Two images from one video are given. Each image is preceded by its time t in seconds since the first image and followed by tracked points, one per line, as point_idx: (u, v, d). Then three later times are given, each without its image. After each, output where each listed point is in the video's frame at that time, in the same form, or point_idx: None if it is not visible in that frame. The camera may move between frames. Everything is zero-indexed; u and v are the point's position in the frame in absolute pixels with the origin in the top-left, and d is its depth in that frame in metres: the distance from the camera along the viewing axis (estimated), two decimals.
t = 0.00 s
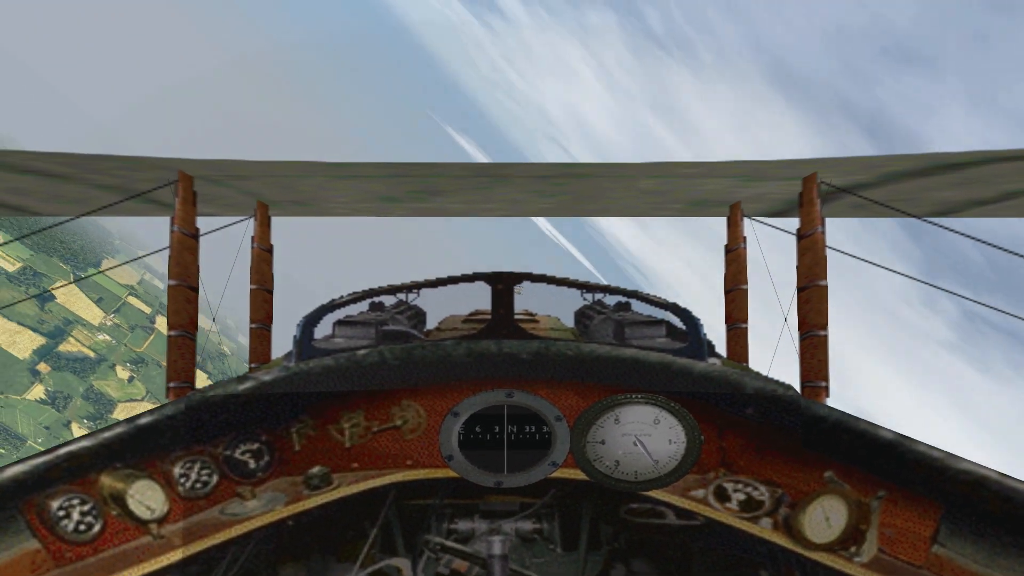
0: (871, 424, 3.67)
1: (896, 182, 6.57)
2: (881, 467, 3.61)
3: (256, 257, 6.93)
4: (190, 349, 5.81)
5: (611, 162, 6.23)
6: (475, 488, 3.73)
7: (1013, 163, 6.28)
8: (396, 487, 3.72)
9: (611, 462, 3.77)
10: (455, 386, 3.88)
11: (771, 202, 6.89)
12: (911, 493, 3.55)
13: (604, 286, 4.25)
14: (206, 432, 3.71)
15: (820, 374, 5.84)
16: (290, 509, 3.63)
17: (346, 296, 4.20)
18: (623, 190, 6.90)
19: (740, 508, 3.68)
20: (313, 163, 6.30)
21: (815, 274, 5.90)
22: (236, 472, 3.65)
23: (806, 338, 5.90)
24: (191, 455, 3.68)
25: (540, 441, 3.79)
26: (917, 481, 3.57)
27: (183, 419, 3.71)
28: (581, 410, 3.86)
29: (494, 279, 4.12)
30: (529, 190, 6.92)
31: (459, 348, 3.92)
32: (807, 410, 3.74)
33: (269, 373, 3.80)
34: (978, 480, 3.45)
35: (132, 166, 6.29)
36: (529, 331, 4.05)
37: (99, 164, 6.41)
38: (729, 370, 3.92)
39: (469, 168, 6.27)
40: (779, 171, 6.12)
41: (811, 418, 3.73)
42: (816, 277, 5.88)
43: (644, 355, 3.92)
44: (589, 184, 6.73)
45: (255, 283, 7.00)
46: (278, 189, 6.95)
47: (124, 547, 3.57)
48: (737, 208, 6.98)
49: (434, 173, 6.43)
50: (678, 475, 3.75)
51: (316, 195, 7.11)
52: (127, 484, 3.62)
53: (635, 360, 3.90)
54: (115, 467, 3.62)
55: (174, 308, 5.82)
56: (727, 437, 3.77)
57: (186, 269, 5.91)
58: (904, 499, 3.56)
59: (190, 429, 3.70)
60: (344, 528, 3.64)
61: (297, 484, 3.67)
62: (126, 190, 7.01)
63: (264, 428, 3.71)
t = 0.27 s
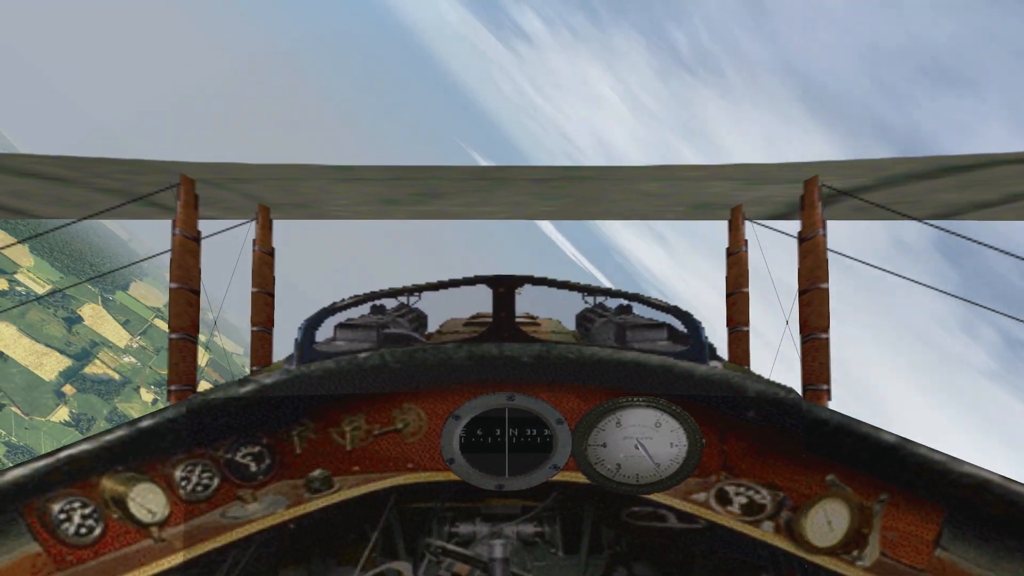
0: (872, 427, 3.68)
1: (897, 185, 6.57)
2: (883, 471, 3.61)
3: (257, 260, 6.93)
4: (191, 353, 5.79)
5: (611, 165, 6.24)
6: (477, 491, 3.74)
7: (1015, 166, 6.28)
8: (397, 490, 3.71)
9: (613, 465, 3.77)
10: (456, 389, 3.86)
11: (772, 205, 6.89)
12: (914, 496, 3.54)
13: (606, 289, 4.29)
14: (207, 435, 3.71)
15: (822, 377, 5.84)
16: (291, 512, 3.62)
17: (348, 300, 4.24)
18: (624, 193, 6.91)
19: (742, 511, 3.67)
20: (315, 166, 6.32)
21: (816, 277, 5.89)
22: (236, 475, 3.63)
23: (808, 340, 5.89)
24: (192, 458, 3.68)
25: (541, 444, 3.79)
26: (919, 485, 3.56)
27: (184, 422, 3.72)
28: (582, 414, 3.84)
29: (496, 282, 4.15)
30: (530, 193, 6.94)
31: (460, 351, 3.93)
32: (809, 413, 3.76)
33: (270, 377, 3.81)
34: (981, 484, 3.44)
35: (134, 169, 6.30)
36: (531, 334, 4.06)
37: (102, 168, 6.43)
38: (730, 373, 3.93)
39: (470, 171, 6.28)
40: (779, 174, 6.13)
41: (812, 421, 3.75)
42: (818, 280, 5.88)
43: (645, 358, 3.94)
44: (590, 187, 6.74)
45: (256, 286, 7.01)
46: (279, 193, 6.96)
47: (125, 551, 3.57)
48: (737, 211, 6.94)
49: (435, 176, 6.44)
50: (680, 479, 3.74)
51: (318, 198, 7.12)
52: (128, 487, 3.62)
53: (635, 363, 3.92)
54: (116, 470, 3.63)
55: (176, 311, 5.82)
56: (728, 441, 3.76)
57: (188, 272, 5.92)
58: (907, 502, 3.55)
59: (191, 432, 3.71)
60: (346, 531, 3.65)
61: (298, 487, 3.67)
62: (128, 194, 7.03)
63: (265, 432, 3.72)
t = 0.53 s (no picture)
0: (874, 429, 3.67)
1: (897, 188, 6.57)
2: (886, 473, 3.60)
3: (258, 262, 6.93)
4: (193, 354, 5.78)
5: (612, 167, 6.24)
6: (478, 493, 3.74)
7: (1016, 168, 6.28)
8: (398, 492, 3.71)
9: (615, 467, 3.75)
10: (457, 391, 3.86)
11: (773, 207, 6.89)
12: (916, 499, 3.54)
13: (608, 292, 4.29)
14: (209, 437, 3.72)
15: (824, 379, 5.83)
16: (292, 514, 3.61)
17: (349, 302, 4.24)
18: (625, 195, 6.91)
19: (744, 514, 3.66)
20: (316, 168, 6.32)
21: (818, 279, 5.90)
22: (238, 477, 3.63)
23: (810, 342, 5.89)
24: (194, 460, 3.68)
25: (543, 446, 3.78)
26: (922, 487, 3.55)
27: (185, 424, 3.72)
28: (583, 415, 3.84)
29: (498, 284, 4.18)
30: (530, 196, 6.93)
31: (461, 353, 3.94)
32: (811, 415, 3.75)
33: (272, 379, 3.82)
34: (984, 486, 3.44)
35: (135, 171, 6.31)
36: (532, 336, 4.07)
37: (103, 170, 6.43)
38: (732, 376, 3.93)
39: (471, 174, 6.28)
40: (780, 176, 6.12)
41: (814, 423, 3.74)
42: (819, 282, 5.89)
43: (646, 360, 3.96)
44: (590, 189, 6.74)
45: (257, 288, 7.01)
46: (280, 195, 6.97)
47: (126, 553, 3.56)
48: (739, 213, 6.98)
49: (435, 178, 6.44)
50: (681, 481, 3.73)
51: (319, 200, 7.12)
52: (129, 489, 3.61)
53: (637, 365, 3.93)
54: (118, 472, 3.62)
55: (177, 313, 5.82)
56: (730, 443, 3.76)
57: (189, 274, 5.92)
58: (909, 505, 3.54)
59: (193, 435, 3.71)
60: (348, 532, 3.67)
61: (300, 489, 3.67)
62: (129, 196, 7.03)
63: (266, 434, 3.72)
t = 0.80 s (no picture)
0: (876, 430, 3.67)
1: (898, 188, 6.57)
2: (887, 473, 3.59)
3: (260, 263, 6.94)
4: (194, 355, 5.79)
5: (613, 168, 6.24)
6: (478, 494, 3.74)
7: (1017, 168, 6.27)
8: (400, 492, 3.71)
9: (615, 468, 3.75)
10: (458, 391, 3.85)
11: (774, 208, 6.89)
12: (917, 499, 3.53)
13: (609, 292, 4.28)
14: (211, 437, 3.70)
15: (826, 379, 5.83)
16: (294, 515, 3.61)
17: (350, 302, 4.24)
18: (625, 196, 6.91)
19: (745, 514, 3.66)
20: (317, 169, 6.33)
21: (819, 279, 5.90)
22: (240, 477, 3.64)
23: (812, 343, 5.89)
24: (195, 460, 3.68)
25: (544, 447, 3.78)
26: (923, 488, 3.55)
27: (187, 424, 3.72)
28: (584, 416, 3.83)
29: (499, 285, 4.17)
30: (531, 196, 6.94)
31: (463, 353, 3.94)
32: (812, 416, 3.75)
33: (274, 380, 3.84)
34: (984, 487, 3.42)
35: (136, 172, 6.32)
36: (533, 337, 4.10)
37: (105, 171, 6.45)
38: (733, 376, 3.94)
39: (471, 174, 6.29)
40: (781, 176, 6.12)
41: (816, 423, 3.74)
42: (820, 282, 5.89)
43: (647, 361, 3.97)
44: (591, 190, 6.75)
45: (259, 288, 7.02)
46: (281, 196, 6.98)
47: (127, 553, 3.56)
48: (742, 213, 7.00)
49: (436, 179, 6.44)
50: (682, 482, 3.74)
51: (320, 201, 7.13)
52: (130, 490, 3.61)
53: (638, 366, 3.95)
54: (119, 472, 3.62)
55: (178, 314, 5.83)
56: (731, 443, 3.76)
57: (190, 275, 5.93)
58: (910, 506, 3.54)
59: (194, 435, 3.70)
60: (348, 533, 3.65)
61: (301, 489, 3.67)
62: (130, 196, 7.04)
63: (268, 434, 3.71)
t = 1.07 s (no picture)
0: (878, 427, 3.67)
1: (902, 185, 6.56)
2: (889, 471, 3.59)
3: (263, 260, 6.94)
4: (197, 352, 5.80)
5: (616, 166, 6.23)
6: (481, 491, 3.74)
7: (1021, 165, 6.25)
8: (402, 489, 3.71)
9: (619, 466, 3.76)
10: (461, 389, 3.87)
11: (777, 205, 6.88)
12: (920, 497, 3.53)
13: (612, 290, 4.28)
14: (214, 435, 3.72)
15: (829, 377, 5.82)
16: (297, 512, 3.62)
17: (353, 300, 4.25)
18: (628, 194, 6.90)
19: (748, 511, 3.65)
20: (319, 166, 6.33)
21: (822, 276, 5.90)
22: (242, 475, 3.65)
23: (815, 341, 5.89)
24: (198, 457, 3.69)
25: (547, 444, 3.78)
26: (925, 486, 3.55)
27: (190, 421, 3.73)
28: (588, 414, 3.85)
29: (501, 282, 4.17)
30: (534, 194, 6.93)
31: (466, 351, 3.95)
32: (814, 413, 3.75)
33: (276, 377, 3.85)
34: (987, 484, 3.43)
35: (139, 170, 6.32)
36: (536, 335, 4.09)
37: (107, 169, 6.45)
38: (736, 374, 3.92)
39: (474, 172, 6.29)
40: (784, 174, 6.11)
41: (819, 421, 3.74)
42: (823, 280, 5.89)
43: (650, 358, 3.94)
44: (594, 188, 6.74)
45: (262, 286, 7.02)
46: (283, 193, 6.98)
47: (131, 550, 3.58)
48: (744, 211, 7.02)
49: (438, 177, 6.44)
50: (685, 480, 3.74)
51: (322, 198, 7.13)
52: (134, 487, 3.64)
53: (641, 363, 3.92)
54: (123, 470, 3.64)
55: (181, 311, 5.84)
56: (734, 440, 3.76)
57: (194, 273, 5.95)
58: (913, 503, 3.54)
59: (197, 432, 3.72)
60: (351, 530, 3.64)
61: (304, 486, 3.67)
62: (133, 194, 7.05)
63: (271, 431, 3.72)
